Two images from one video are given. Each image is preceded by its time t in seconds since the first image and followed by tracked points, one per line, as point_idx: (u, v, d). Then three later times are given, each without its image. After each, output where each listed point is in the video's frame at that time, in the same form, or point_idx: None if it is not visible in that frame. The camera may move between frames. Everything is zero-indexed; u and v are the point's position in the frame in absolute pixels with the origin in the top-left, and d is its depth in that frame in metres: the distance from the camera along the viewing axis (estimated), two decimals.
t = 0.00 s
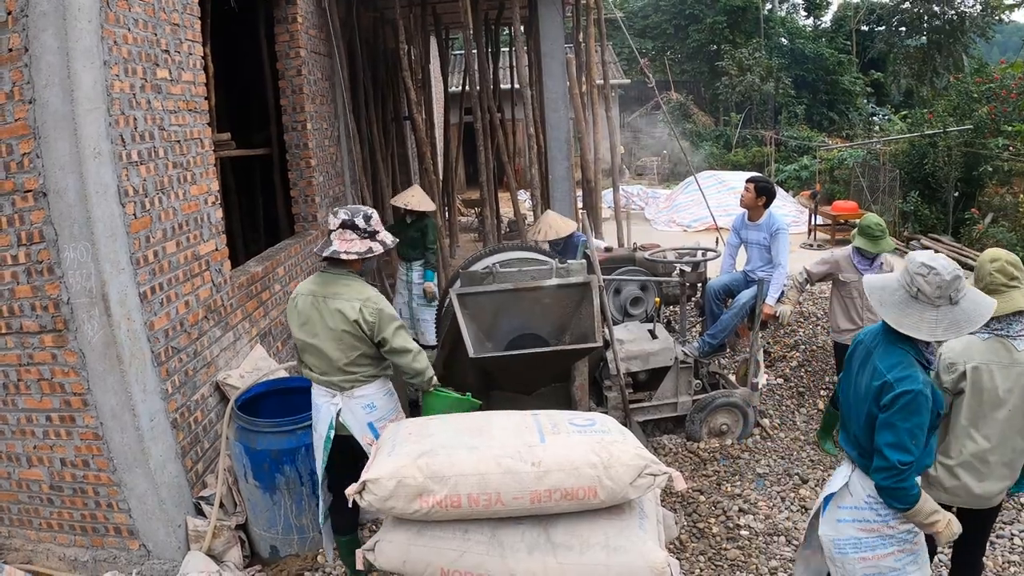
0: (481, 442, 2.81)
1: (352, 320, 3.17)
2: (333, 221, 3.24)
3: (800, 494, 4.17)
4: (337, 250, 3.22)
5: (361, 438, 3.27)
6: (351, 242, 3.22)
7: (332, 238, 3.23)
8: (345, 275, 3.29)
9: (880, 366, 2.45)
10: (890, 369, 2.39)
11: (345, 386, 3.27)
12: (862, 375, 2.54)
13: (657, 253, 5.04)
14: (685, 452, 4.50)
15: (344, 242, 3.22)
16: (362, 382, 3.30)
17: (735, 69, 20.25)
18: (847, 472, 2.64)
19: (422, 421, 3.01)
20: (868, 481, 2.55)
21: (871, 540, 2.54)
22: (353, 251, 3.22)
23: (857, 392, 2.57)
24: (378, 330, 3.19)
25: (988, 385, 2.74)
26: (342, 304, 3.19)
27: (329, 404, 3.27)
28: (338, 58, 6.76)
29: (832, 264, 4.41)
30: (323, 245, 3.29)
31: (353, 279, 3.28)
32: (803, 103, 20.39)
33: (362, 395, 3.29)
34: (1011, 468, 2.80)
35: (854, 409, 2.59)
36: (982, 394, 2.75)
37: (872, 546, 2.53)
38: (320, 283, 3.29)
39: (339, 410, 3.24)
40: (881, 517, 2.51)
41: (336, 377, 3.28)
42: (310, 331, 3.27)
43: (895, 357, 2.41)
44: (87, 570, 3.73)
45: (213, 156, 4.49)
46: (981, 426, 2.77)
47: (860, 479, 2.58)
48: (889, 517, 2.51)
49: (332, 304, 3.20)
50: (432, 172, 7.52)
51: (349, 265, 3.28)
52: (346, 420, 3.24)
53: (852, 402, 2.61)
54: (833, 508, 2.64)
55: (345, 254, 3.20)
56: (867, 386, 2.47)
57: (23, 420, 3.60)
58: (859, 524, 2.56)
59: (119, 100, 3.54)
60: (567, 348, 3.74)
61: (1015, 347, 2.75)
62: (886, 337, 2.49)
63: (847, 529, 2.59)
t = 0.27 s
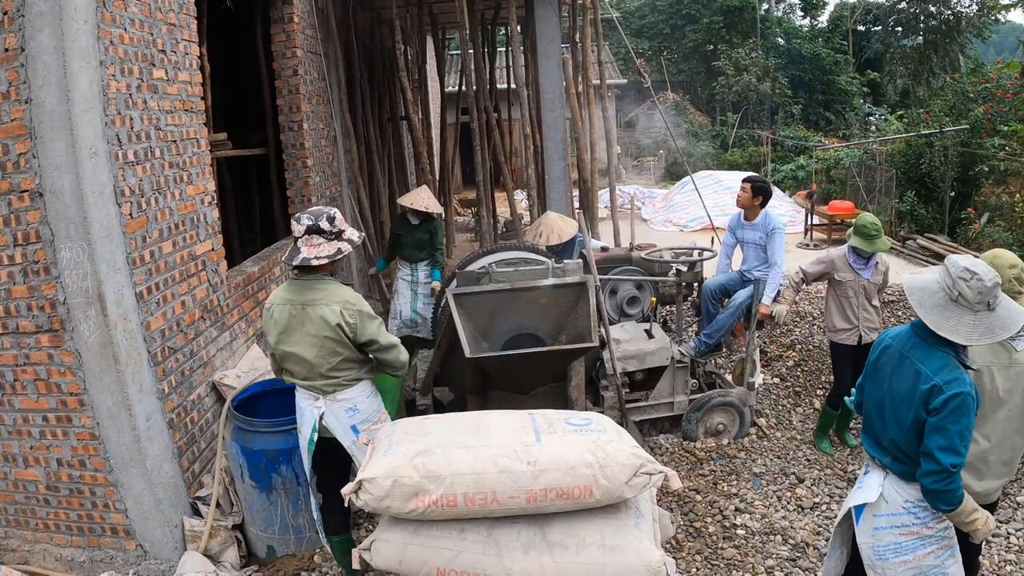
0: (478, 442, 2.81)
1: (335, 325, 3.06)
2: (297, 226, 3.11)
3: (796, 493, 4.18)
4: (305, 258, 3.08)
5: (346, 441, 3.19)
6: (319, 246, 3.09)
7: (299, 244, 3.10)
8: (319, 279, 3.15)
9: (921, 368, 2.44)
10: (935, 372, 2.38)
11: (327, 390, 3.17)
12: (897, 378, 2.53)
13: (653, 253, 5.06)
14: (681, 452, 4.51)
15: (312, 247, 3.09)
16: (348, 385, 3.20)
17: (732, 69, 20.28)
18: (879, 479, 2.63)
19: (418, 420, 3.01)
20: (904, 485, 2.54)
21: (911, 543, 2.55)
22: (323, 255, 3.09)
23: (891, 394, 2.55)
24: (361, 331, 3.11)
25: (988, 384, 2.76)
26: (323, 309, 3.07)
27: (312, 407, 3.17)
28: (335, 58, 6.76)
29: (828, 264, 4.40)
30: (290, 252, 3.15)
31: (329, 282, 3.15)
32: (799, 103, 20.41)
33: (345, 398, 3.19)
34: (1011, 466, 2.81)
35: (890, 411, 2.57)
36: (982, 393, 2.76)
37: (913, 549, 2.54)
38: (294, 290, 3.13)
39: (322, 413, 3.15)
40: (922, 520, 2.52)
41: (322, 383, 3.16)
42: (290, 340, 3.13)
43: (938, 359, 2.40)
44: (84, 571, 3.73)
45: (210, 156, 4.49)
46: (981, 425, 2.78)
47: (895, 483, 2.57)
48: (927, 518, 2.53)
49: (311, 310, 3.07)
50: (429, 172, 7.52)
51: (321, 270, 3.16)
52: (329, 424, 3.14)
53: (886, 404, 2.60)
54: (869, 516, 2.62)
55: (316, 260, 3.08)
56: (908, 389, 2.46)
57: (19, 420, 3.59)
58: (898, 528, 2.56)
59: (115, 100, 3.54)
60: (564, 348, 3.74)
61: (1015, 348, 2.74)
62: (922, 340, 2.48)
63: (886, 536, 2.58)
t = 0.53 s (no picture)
0: (474, 441, 2.81)
1: (332, 328, 3.06)
2: (278, 234, 3.04)
3: (792, 494, 4.18)
4: (289, 266, 3.02)
5: (337, 444, 3.16)
6: (302, 253, 3.03)
7: (281, 252, 3.03)
8: (306, 284, 3.11)
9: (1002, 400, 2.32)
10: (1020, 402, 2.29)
11: (318, 394, 3.14)
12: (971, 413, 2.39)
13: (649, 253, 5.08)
14: (678, 452, 4.51)
15: (295, 255, 3.02)
16: (340, 388, 3.20)
17: (729, 69, 20.31)
18: (952, 509, 2.52)
19: (414, 420, 3.01)
20: (984, 513, 2.47)
21: (983, 566, 2.50)
22: (307, 262, 3.03)
23: (962, 428, 2.42)
24: (356, 333, 3.13)
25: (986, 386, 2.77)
26: (318, 314, 3.05)
27: (303, 410, 3.13)
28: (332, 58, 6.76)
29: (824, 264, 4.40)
30: (272, 261, 3.08)
31: (318, 287, 3.13)
32: (796, 104, 20.44)
33: (336, 400, 3.18)
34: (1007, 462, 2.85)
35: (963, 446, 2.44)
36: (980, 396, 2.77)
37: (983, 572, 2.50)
38: (283, 297, 3.07)
39: (314, 416, 3.12)
40: (993, 543, 2.48)
41: (315, 387, 3.14)
42: (283, 347, 3.08)
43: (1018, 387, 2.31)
44: (80, 570, 3.72)
45: (207, 156, 4.48)
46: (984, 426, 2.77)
47: (973, 513, 2.48)
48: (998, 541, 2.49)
49: (306, 316, 3.04)
50: (426, 172, 7.53)
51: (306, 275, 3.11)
52: (321, 426, 3.12)
53: (954, 438, 2.46)
54: (941, 546, 2.51)
55: (300, 268, 3.02)
56: (992, 422, 2.34)
57: (16, 420, 3.59)
58: (972, 554, 2.49)
59: (112, 99, 3.54)
60: (560, 348, 3.74)
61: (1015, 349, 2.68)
62: (991, 368, 2.36)
63: (959, 563, 2.50)
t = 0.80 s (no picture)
0: (470, 441, 2.81)
1: (328, 328, 3.07)
2: (267, 240, 3.02)
3: (788, 493, 4.19)
4: (280, 271, 3.01)
5: (336, 444, 3.16)
6: (292, 257, 3.02)
7: (272, 257, 3.02)
8: (298, 286, 3.11)
9: None
10: None
11: (315, 395, 3.14)
12: None
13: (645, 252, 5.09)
14: (674, 452, 4.52)
15: (285, 260, 3.02)
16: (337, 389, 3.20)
17: (725, 69, 20.36)
18: (1015, 513, 2.54)
19: (410, 421, 3.01)
20: None
21: None
22: (298, 267, 3.03)
23: None
24: (351, 332, 3.15)
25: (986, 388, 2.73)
26: (314, 315, 3.06)
27: (300, 412, 3.11)
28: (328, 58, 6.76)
29: (820, 264, 4.41)
30: (262, 266, 3.06)
31: (311, 289, 3.13)
32: (792, 104, 20.48)
33: (333, 401, 3.16)
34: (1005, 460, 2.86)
35: None
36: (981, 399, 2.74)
37: None
38: (276, 301, 3.06)
39: (311, 418, 3.10)
40: None
41: (313, 389, 3.13)
42: (279, 349, 3.07)
43: None
44: (77, 571, 3.72)
45: (202, 156, 4.48)
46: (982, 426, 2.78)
47: None
48: None
49: (302, 317, 3.04)
50: (422, 172, 7.53)
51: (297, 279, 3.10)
52: (318, 428, 3.11)
53: None
54: (1008, 553, 2.49)
55: (292, 272, 3.01)
56: None
57: (11, 421, 3.59)
58: None
59: (108, 100, 3.53)
60: (556, 348, 3.74)
61: (1006, 349, 2.73)
62: None
63: None
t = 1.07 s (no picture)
0: (465, 439, 2.81)
1: (314, 329, 3.04)
2: (255, 239, 3.00)
3: (783, 491, 4.20)
4: (268, 270, 2.99)
5: (322, 444, 3.16)
6: (280, 257, 3.00)
7: (259, 256, 3.01)
8: (287, 286, 3.09)
9: None
10: None
11: (303, 395, 3.13)
12: None
13: (639, 250, 5.10)
14: (669, 450, 4.52)
15: (272, 259, 3.00)
16: (324, 389, 3.18)
17: (720, 68, 20.38)
18: None
19: (405, 419, 3.00)
20: None
21: None
22: (286, 266, 3.01)
23: None
24: (339, 332, 3.13)
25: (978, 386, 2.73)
26: (299, 315, 3.04)
27: (287, 413, 3.11)
28: (324, 56, 6.75)
29: (814, 262, 4.42)
30: (250, 265, 3.05)
31: (299, 288, 3.10)
32: (787, 102, 20.51)
33: (320, 401, 3.15)
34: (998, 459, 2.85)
35: None
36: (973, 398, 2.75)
37: None
38: (264, 300, 3.05)
39: (298, 418, 3.10)
40: None
41: (298, 388, 3.12)
42: (266, 348, 3.07)
43: None
44: (72, 570, 3.71)
45: (197, 153, 4.47)
46: (972, 425, 2.79)
47: None
48: None
49: (288, 317, 3.03)
50: (417, 170, 7.52)
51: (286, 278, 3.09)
52: (305, 428, 3.10)
53: None
54: None
55: (280, 271, 2.99)
56: None
57: (5, 419, 3.58)
58: None
59: (102, 97, 3.52)
60: (551, 346, 3.74)
61: (998, 347, 2.75)
62: None
63: None
